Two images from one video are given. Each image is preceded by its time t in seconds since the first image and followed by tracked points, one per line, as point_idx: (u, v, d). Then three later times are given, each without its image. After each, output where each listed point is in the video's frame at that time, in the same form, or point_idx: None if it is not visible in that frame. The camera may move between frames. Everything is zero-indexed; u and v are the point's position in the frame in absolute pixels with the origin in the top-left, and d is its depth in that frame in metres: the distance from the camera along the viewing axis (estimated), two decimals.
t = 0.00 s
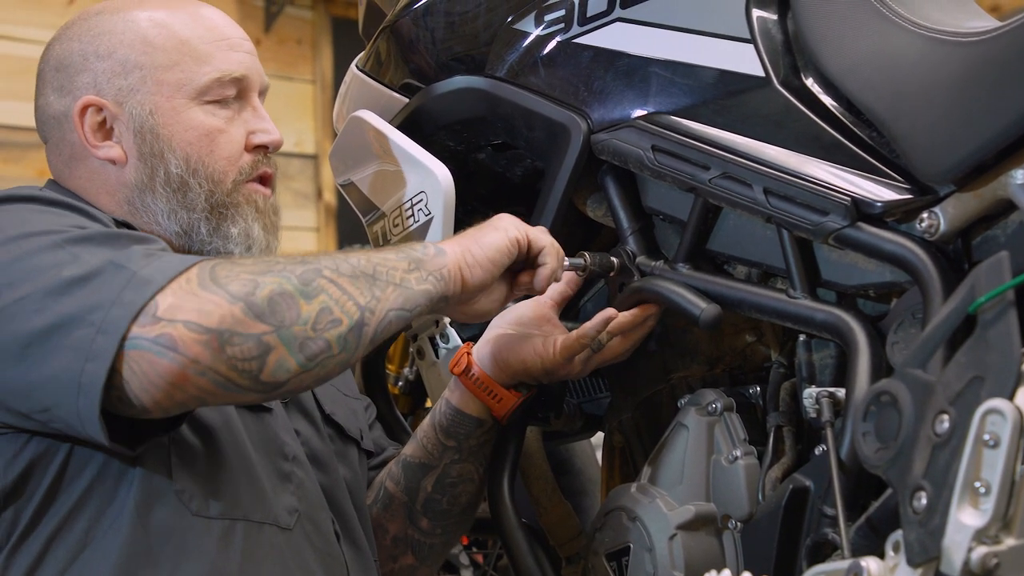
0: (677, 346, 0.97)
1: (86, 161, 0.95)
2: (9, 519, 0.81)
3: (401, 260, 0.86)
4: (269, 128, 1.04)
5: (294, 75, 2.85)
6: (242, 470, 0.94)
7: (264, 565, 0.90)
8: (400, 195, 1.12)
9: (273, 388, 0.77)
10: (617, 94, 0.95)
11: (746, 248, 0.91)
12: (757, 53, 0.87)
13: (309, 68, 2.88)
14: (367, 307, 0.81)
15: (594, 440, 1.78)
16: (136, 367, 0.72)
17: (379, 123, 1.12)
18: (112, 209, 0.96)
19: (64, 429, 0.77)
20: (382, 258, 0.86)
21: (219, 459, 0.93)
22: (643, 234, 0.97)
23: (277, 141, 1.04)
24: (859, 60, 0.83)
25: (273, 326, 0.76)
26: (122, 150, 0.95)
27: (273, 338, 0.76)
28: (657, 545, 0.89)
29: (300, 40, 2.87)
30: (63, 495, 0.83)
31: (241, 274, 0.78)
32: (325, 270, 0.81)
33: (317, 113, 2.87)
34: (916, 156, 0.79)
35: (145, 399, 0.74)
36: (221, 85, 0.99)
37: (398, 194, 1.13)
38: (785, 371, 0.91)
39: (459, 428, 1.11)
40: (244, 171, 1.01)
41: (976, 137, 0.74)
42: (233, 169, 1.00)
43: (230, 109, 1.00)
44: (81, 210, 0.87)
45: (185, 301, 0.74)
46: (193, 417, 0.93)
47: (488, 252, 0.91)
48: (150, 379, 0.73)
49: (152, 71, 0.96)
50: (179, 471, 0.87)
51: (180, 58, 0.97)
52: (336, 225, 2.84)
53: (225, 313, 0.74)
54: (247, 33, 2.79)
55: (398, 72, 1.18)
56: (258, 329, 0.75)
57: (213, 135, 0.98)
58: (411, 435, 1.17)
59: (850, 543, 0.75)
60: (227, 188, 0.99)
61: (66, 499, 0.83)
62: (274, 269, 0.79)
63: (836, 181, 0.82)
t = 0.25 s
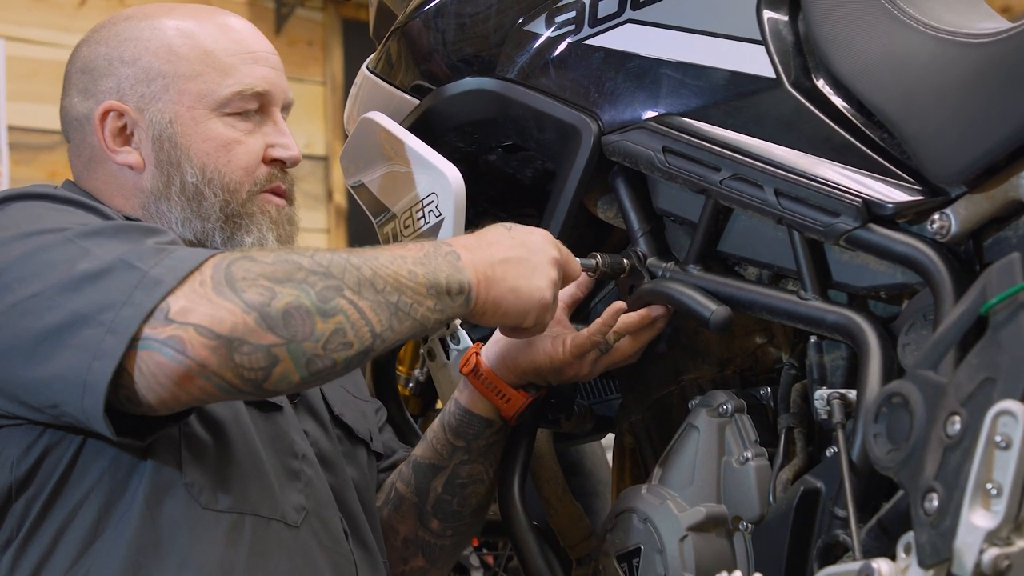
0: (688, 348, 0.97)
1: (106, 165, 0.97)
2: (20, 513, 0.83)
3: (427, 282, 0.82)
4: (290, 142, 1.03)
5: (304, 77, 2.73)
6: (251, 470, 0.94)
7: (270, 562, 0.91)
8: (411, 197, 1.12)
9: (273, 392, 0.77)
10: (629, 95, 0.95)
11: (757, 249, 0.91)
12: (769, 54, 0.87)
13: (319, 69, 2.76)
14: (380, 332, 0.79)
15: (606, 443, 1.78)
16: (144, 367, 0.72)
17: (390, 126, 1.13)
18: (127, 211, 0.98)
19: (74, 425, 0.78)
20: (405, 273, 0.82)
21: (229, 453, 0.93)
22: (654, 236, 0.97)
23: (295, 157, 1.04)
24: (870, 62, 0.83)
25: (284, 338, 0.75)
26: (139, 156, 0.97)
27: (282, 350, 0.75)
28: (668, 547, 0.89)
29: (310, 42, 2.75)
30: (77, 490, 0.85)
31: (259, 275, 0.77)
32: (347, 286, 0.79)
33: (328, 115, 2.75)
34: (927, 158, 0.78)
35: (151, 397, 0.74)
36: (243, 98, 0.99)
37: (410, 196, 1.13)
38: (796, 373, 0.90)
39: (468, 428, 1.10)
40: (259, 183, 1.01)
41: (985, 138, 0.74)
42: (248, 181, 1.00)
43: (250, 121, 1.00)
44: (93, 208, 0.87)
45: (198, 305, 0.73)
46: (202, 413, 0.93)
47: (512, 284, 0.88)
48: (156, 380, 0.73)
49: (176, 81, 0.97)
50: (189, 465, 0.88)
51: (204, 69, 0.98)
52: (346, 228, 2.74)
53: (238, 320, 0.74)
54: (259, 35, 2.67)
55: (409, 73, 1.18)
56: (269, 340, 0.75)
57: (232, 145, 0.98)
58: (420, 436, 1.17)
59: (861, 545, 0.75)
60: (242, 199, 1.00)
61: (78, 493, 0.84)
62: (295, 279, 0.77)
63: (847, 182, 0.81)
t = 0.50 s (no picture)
0: (694, 350, 0.97)
1: (121, 171, 0.99)
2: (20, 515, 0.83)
3: (416, 259, 0.80)
4: (306, 163, 1.03)
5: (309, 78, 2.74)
6: (252, 474, 0.94)
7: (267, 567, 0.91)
8: (418, 198, 1.13)
9: (270, 369, 0.75)
10: (634, 96, 0.95)
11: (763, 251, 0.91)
12: (775, 55, 0.87)
13: (325, 70, 2.76)
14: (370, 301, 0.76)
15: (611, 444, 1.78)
16: (134, 345, 0.71)
17: (397, 127, 1.13)
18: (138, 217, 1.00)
19: (70, 417, 0.76)
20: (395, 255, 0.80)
21: (228, 455, 0.93)
22: (660, 237, 0.97)
23: (311, 178, 1.03)
24: (876, 63, 0.83)
25: (272, 308, 0.73)
26: (154, 165, 0.98)
27: (272, 321, 0.73)
28: (674, 548, 0.89)
29: (317, 43, 2.76)
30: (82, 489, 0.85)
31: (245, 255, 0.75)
32: (332, 259, 0.77)
33: (334, 116, 2.74)
34: (933, 159, 0.78)
35: (143, 376, 0.72)
36: (262, 117, 0.99)
37: (416, 197, 1.13)
38: (803, 374, 0.90)
39: (475, 429, 1.11)
40: (270, 205, 1.02)
41: (990, 140, 0.74)
42: (258, 202, 1.00)
43: (267, 140, 1.01)
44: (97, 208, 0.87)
45: (185, 280, 0.72)
46: (199, 413, 0.94)
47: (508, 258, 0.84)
48: (148, 357, 0.71)
49: (196, 93, 0.97)
50: (187, 466, 0.89)
51: (224, 84, 0.98)
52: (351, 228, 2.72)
53: (224, 293, 0.72)
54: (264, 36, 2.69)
55: (415, 75, 1.18)
56: (257, 311, 0.73)
57: (245, 165, 0.99)
58: (426, 436, 1.17)
59: (869, 548, 0.76)
60: (251, 220, 1.00)
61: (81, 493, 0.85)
62: (280, 252, 0.76)
63: (853, 184, 0.81)
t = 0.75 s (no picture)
0: (702, 349, 0.97)
1: (129, 171, 1.01)
2: (25, 509, 0.82)
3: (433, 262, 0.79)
4: (313, 178, 1.04)
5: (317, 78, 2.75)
6: (259, 472, 0.95)
7: (272, 563, 0.91)
8: (427, 198, 1.13)
9: (282, 367, 0.73)
10: (643, 97, 0.95)
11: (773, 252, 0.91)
12: (784, 55, 0.87)
13: (334, 71, 2.76)
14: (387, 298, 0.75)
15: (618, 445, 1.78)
16: (146, 332, 0.70)
17: (404, 128, 1.14)
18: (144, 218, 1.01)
19: (76, 407, 0.76)
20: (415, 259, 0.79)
21: (234, 454, 0.93)
22: (669, 238, 0.97)
23: (316, 194, 1.04)
24: (886, 63, 0.82)
25: (284, 301, 0.72)
26: (162, 169, 1.00)
27: (284, 313, 0.72)
28: (684, 549, 0.89)
29: (326, 44, 2.75)
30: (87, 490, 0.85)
31: (261, 248, 0.75)
32: (349, 257, 0.77)
33: (342, 118, 2.75)
34: (943, 159, 0.78)
35: (155, 366, 0.71)
36: (272, 129, 1.00)
37: (426, 197, 1.13)
38: (811, 375, 0.91)
39: (483, 429, 1.11)
40: (271, 214, 1.03)
41: (1000, 141, 0.73)
42: (260, 212, 1.01)
43: (276, 152, 1.02)
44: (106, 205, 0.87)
45: (199, 271, 0.72)
46: (206, 410, 0.94)
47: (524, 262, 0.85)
48: (159, 345, 0.70)
49: (208, 101, 0.99)
50: (194, 464, 0.89)
51: (238, 94, 1.00)
52: (361, 229, 2.73)
53: (238, 283, 0.71)
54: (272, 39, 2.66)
55: (424, 76, 1.19)
56: (270, 302, 0.72)
57: (252, 174, 1.00)
58: (435, 436, 1.17)
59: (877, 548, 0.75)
60: (252, 229, 1.01)
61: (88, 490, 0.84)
62: (298, 248, 0.76)
63: (863, 185, 0.81)
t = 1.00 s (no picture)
0: (710, 350, 0.97)
1: (136, 173, 1.01)
2: (27, 505, 0.82)
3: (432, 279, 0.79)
4: (321, 174, 1.05)
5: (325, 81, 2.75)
6: (263, 473, 0.94)
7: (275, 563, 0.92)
8: (435, 201, 1.13)
9: (277, 376, 0.75)
10: (652, 99, 0.96)
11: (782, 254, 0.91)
12: (792, 57, 0.87)
13: (342, 73, 2.75)
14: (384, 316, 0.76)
15: (627, 445, 1.78)
16: (144, 340, 0.71)
17: (412, 129, 1.14)
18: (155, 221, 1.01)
19: (80, 405, 0.76)
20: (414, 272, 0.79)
21: (240, 454, 0.93)
22: (678, 240, 0.97)
23: (324, 189, 1.05)
24: (893, 64, 0.82)
25: (283, 315, 0.73)
26: (169, 170, 0.99)
27: (282, 328, 0.73)
28: (692, 551, 0.89)
29: (334, 46, 2.74)
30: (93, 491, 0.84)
31: (263, 259, 0.76)
32: (350, 272, 0.77)
33: (351, 119, 2.76)
34: (952, 162, 0.78)
35: (152, 374, 0.72)
36: (278, 127, 1.01)
37: (433, 199, 1.14)
38: (821, 377, 0.91)
39: (493, 430, 1.11)
40: (279, 212, 1.03)
41: (1011, 142, 0.73)
42: (269, 208, 1.01)
43: (283, 149, 1.02)
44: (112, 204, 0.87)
45: (200, 280, 0.72)
46: (212, 409, 0.94)
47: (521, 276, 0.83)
48: (157, 353, 0.71)
49: (213, 101, 0.99)
50: (199, 463, 0.89)
51: (243, 94, 1.00)
52: (370, 230, 2.74)
53: (238, 295, 0.72)
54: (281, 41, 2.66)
55: (433, 78, 1.19)
56: (269, 316, 0.72)
57: (260, 171, 1.00)
58: (444, 437, 1.17)
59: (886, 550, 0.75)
60: (260, 227, 1.02)
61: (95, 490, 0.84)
62: (299, 261, 0.76)
63: (872, 186, 0.81)
